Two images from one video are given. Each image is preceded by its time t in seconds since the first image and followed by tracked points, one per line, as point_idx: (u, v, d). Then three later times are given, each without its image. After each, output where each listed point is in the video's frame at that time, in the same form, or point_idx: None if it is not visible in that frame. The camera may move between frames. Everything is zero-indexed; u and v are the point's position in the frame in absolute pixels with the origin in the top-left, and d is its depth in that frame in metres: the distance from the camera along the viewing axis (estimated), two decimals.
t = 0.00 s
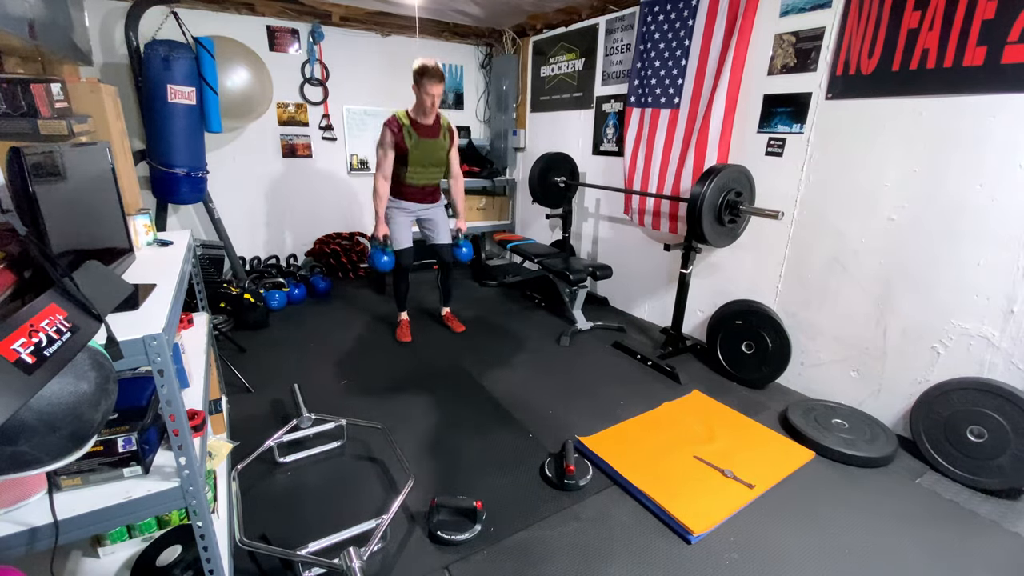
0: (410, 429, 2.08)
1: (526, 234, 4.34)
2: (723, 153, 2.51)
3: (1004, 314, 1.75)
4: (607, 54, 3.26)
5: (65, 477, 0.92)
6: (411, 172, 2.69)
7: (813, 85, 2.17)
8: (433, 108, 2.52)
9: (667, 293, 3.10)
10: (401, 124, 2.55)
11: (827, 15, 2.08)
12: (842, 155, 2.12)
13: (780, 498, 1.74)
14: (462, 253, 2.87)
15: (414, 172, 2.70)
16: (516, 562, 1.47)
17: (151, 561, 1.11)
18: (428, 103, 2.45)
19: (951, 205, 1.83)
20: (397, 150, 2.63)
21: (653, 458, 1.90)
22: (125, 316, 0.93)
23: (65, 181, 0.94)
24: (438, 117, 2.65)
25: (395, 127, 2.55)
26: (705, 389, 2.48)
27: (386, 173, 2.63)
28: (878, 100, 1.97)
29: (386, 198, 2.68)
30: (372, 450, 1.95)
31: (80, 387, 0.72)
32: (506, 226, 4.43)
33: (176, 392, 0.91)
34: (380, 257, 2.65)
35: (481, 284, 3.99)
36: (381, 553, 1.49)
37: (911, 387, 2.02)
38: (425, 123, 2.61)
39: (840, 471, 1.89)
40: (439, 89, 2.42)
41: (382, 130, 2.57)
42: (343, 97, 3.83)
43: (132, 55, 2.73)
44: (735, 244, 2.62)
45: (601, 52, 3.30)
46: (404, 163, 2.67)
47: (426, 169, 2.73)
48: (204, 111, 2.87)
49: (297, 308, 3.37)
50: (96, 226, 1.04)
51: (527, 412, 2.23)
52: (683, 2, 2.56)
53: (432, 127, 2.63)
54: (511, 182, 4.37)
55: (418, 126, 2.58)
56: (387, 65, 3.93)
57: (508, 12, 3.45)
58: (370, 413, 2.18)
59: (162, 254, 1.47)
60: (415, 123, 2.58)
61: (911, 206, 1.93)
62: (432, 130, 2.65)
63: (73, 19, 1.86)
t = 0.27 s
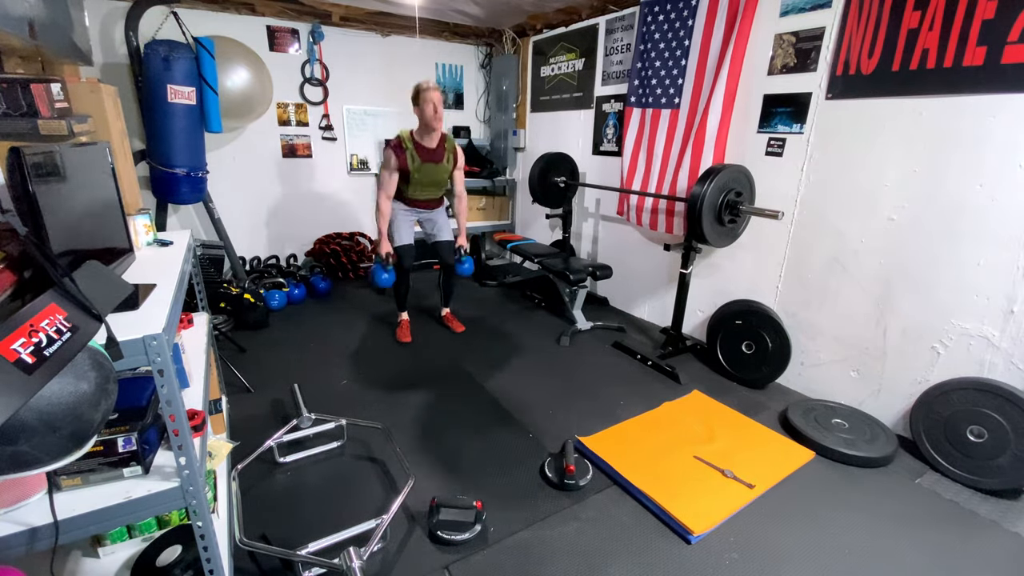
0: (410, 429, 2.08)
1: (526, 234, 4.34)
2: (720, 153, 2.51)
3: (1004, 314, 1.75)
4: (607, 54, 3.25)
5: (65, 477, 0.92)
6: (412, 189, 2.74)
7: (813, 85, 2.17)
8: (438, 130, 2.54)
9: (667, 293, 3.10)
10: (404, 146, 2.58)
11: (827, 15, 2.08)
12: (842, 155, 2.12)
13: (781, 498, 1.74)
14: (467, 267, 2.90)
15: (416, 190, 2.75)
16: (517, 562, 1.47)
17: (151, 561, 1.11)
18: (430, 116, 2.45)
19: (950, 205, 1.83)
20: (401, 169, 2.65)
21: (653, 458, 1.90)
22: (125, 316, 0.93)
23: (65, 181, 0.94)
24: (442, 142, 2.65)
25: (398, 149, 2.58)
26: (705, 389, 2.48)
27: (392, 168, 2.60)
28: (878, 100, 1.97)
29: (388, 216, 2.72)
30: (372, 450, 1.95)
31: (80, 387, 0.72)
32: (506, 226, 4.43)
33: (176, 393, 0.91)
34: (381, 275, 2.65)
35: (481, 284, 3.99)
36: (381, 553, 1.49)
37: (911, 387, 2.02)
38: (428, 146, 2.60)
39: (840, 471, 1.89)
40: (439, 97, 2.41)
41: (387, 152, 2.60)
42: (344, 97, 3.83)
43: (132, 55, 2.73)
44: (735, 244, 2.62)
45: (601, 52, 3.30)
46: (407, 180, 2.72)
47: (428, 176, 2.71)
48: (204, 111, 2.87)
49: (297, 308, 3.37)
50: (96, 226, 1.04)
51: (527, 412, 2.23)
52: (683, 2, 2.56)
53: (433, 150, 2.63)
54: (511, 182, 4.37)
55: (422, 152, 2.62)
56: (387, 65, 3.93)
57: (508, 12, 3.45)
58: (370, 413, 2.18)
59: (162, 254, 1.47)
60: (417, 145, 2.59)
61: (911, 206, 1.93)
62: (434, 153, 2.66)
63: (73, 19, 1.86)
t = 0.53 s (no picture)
0: (410, 429, 2.08)
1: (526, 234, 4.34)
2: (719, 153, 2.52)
3: (1004, 315, 1.75)
4: (607, 54, 3.25)
5: (65, 477, 0.91)
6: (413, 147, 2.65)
7: (813, 85, 2.17)
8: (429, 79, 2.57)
9: (667, 293, 3.10)
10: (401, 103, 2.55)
11: (827, 15, 2.08)
12: (843, 155, 2.12)
13: (781, 498, 1.74)
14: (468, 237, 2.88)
15: (418, 146, 2.66)
16: (517, 562, 1.47)
17: (151, 561, 1.12)
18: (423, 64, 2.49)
19: (950, 205, 1.83)
20: (399, 128, 2.63)
21: (653, 458, 1.90)
22: (125, 316, 0.93)
23: (64, 181, 0.94)
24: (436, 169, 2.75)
25: (396, 107, 2.57)
26: (705, 389, 2.48)
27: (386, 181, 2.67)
28: (878, 100, 1.97)
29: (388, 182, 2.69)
30: (372, 450, 1.95)
31: (80, 387, 0.72)
32: (506, 226, 4.43)
33: (176, 393, 0.91)
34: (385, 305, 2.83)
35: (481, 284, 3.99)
36: (380, 553, 1.49)
37: (911, 387, 2.02)
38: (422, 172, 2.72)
39: (840, 471, 1.89)
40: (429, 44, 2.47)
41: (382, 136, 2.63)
42: (343, 97, 3.83)
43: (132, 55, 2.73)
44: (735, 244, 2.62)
45: (601, 52, 3.30)
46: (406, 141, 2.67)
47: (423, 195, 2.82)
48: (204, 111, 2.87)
49: (297, 308, 3.37)
50: (96, 226, 1.04)
51: (527, 412, 2.23)
52: (683, 2, 2.56)
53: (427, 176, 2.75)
54: (511, 182, 4.37)
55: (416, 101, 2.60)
56: (387, 65, 3.93)
57: (508, 12, 3.45)
58: (370, 413, 2.19)
59: (162, 254, 1.47)
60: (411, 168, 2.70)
61: (911, 206, 1.93)
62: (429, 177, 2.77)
63: (73, 20, 1.86)
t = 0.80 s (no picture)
0: (410, 429, 2.08)
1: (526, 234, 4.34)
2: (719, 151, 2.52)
3: (1004, 315, 1.75)
4: (607, 54, 3.25)
5: (65, 477, 0.91)
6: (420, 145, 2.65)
7: (813, 85, 2.17)
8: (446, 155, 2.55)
9: (667, 293, 3.10)
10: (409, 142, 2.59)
11: (827, 15, 2.08)
12: (843, 155, 2.11)
13: (781, 498, 1.74)
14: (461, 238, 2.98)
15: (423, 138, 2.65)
16: (517, 562, 1.47)
17: (151, 561, 1.12)
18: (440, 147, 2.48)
19: (949, 205, 1.83)
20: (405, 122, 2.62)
21: (653, 458, 1.90)
22: (125, 316, 0.93)
23: (65, 181, 0.94)
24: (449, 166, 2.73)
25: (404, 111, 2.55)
26: (705, 389, 2.48)
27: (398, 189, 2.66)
28: (879, 100, 1.97)
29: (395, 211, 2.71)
30: (372, 450, 1.95)
31: (80, 387, 0.72)
32: (506, 226, 4.43)
33: (177, 392, 0.91)
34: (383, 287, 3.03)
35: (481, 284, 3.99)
36: (381, 553, 1.49)
37: (911, 387, 2.02)
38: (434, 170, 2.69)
39: (840, 471, 1.89)
40: (451, 134, 2.44)
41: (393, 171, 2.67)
42: (343, 97, 3.82)
43: (132, 55, 2.73)
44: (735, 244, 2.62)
45: (601, 52, 3.30)
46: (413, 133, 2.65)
47: (434, 198, 2.79)
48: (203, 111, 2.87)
49: (297, 308, 3.37)
50: (96, 226, 1.04)
51: (527, 412, 2.23)
52: (683, 2, 2.56)
53: (439, 173, 2.71)
54: (511, 182, 4.37)
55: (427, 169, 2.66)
56: (387, 65, 3.93)
57: (508, 12, 3.45)
58: (370, 413, 2.19)
59: (162, 254, 1.47)
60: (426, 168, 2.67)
61: (911, 206, 1.93)
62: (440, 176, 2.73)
63: (73, 20, 1.86)
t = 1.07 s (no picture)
0: (410, 429, 2.08)
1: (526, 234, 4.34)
2: (721, 154, 2.52)
3: (1004, 315, 1.75)
4: (607, 54, 3.25)
5: (65, 477, 0.91)
6: (412, 142, 2.66)
7: (813, 85, 2.17)
8: (427, 83, 2.59)
9: (667, 293, 3.10)
10: (398, 100, 2.57)
11: (827, 15, 2.08)
12: (843, 155, 2.11)
13: (781, 498, 1.74)
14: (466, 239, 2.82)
15: (416, 142, 2.67)
16: (517, 562, 1.47)
17: (151, 561, 1.12)
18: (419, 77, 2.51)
19: (949, 205, 1.83)
20: (398, 125, 2.66)
21: (653, 458, 1.90)
22: (125, 316, 0.93)
23: (65, 181, 0.94)
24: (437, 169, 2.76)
25: (392, 102, 2.59)
26: (705, 389, 2.48)
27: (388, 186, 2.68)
28: (879, 100, 1.97)
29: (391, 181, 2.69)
30: (371, 450, 1.95)
31: (80, 387, 0.72)
32: (506, 226, 4.43)
33: (176, 392, 0.91)
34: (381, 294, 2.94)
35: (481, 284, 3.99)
36: (380, 553, 1.49)
37: (911, 387, 2.02)
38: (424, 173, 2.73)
39: (840, 471, 1.89)
40: (429, 63, 2.46)
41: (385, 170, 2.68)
42: (343, 97, 3.83)
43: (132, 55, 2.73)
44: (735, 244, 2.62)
45: (601, 52, 3.30)
46: (405, 137, 2.68)
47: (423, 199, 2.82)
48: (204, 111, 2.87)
49: (297, 308, 3.37)
50: (96, 226, 1.04)
51: (527, 412, 2.23)
52: (683, 2, 2.56)
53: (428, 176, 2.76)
54: (511, 182, 4.37)
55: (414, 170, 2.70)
56: (387, 65, 3.93)
57: (508, 12, 3.45)
58: (370, 413, 2.19)
59: (162, 254, 1.47)
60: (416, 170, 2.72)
61: (911, 206, 1.94)
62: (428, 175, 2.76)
63: (73, 20, 1.86)
